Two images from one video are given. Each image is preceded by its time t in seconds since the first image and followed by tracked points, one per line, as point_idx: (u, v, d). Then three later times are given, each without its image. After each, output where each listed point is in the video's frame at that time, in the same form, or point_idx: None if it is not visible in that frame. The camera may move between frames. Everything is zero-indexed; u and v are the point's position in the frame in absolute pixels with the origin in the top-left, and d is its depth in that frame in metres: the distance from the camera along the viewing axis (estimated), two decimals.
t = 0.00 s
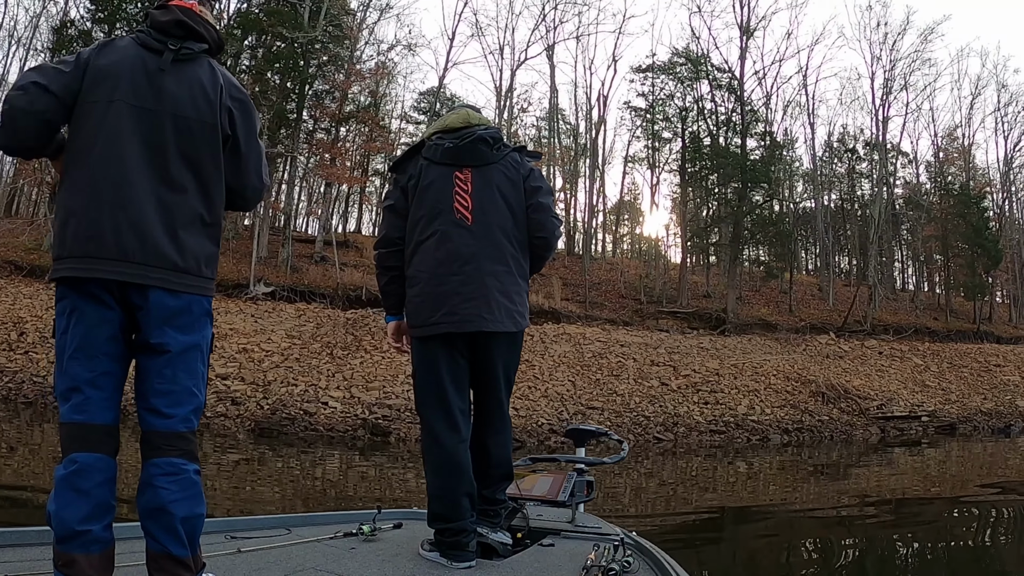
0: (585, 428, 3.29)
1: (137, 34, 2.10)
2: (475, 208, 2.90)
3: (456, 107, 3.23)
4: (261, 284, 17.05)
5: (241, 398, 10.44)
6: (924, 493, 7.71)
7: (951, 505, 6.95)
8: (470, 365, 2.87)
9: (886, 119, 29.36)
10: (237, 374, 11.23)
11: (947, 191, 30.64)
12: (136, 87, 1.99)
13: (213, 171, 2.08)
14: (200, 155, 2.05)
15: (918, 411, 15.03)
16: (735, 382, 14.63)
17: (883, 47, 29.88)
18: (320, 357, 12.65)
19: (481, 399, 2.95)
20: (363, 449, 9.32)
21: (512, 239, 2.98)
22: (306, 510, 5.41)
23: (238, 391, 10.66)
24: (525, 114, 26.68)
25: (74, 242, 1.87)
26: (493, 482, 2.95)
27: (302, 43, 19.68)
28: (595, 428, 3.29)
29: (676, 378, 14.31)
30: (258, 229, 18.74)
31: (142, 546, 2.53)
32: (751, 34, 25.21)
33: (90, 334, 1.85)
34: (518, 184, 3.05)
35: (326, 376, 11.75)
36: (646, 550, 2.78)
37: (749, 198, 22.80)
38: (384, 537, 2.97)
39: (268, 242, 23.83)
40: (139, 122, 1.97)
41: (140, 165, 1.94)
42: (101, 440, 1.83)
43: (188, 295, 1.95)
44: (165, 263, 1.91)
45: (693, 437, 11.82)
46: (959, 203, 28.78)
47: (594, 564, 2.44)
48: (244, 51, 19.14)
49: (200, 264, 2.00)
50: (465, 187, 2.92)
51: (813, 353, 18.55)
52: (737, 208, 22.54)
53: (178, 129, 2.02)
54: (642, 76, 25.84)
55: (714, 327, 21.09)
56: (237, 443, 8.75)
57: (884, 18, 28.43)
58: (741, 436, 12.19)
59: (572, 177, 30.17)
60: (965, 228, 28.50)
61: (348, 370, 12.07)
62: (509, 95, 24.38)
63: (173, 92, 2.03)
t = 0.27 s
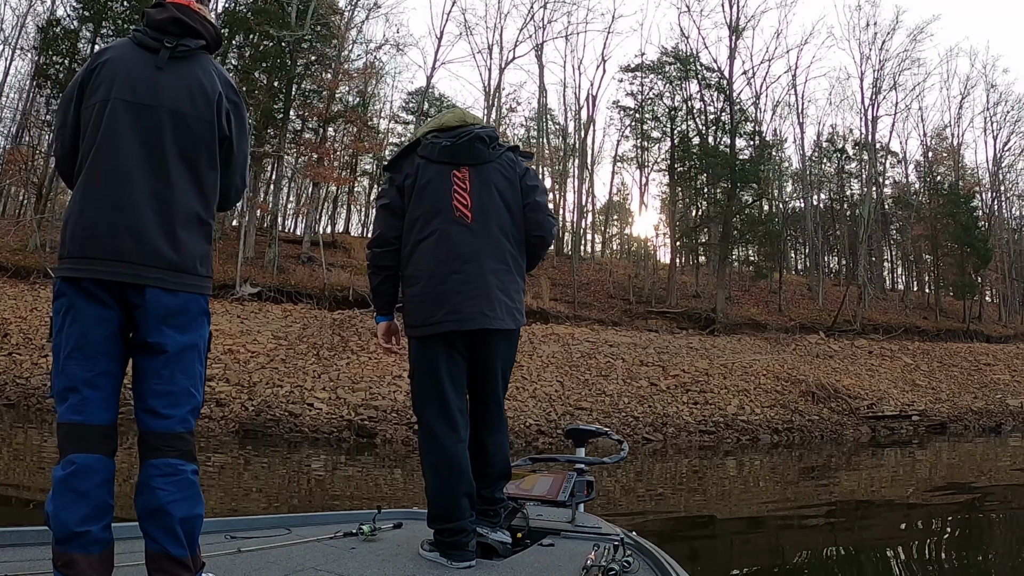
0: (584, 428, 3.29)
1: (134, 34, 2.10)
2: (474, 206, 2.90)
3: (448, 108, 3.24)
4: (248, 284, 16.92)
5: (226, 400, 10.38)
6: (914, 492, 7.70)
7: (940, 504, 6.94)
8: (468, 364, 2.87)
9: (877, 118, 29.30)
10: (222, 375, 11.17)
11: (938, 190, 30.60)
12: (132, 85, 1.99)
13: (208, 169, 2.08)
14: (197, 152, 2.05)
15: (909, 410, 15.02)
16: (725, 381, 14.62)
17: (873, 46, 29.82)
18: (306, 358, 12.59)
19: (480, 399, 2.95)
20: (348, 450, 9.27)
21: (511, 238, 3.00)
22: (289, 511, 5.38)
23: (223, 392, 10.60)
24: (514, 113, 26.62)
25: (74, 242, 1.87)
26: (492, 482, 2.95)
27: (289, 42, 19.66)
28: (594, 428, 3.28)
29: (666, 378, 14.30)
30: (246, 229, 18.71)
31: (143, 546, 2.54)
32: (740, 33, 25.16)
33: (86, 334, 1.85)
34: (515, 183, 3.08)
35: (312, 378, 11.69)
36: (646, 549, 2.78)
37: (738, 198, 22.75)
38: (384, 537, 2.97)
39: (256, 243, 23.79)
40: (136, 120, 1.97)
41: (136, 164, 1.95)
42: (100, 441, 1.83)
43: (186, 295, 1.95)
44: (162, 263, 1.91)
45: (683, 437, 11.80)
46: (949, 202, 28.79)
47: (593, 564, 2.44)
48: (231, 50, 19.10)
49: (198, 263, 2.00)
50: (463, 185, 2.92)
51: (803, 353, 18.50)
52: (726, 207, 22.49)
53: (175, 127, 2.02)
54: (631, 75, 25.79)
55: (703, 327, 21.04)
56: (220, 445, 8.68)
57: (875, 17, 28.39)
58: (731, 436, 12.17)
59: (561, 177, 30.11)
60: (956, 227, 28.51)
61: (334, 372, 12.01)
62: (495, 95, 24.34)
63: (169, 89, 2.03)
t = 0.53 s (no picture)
0: (585, 428, 3.30)
1: (137, 34, 2.10)
2: (473, 205, 2.90)
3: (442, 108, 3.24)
4: (233, 283, 16.66)
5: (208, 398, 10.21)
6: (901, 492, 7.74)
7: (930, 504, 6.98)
8: (466, 363, 2.87)
9: (866, 118, 29.38)
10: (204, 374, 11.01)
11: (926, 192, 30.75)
12: (134, 85, 1.99)
13: (212, 168, 2.07)
14: (201, 152, 2.05)
15: (898, 411, 15.07)
16: (714, 381, 14.64)
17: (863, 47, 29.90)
18: (291, 356, 12.41)
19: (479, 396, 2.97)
20: (331, 450, 9.15)
21: (509, 236, 3.01)
22: (270, 511, 5.32)
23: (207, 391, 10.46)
24: (502, 112, 26.54)
25: (76, 242, 1.87)
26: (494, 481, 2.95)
27: (276, 39, 19.57)
28: (595, 429, 3.29)
29: (653, 378, 14.31)
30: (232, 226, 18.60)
31: (142, 546, 2.53)
32: (730, 33, 25.19)
33: (89, 334, 1.86)
34: (512, 181, 3.08)
35: (297, 377, 11.53)
36: (645, 549, 2.79)
37: (727, 198, 22.79)
38: (383, 537, 2.96)
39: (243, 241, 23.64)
40: (139, 120, 1.97)
41: (139, 164, 1.94)
42: (101, 442, 1.82)
43: (189, 295, 1.94)
44: (164, 263, 1.90)
45: (672, 438, 11.80)
46: (938, 203, 28.97)
47: (593, 564, 2.45)
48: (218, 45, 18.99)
49: (201, 263, 1.99)
50: (461, 183, 2.92)
51: (792, 353, 18.53)
52: (715, 207, 22.51)
53: (179, 126, 2.02)
54: (621, 74, 25.77)
55: (692, 327, 21.04)
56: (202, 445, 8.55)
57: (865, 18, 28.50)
58: (719, 437, 12.20)
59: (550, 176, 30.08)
60: (945, 228, 28.66)
61: (319, 371, 11.86)
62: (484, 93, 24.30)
63: (173, 88, 2.03)
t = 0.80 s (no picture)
0: (589, 429, 3.29)
1: (152, 34, 2.10)
2: (477, 204, 2.90)
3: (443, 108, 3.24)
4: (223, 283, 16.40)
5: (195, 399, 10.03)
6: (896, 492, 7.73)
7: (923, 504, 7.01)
8: (472, 363, 2.87)
9: (860, 117, 29.31)
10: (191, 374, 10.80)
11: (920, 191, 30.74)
12: (151, 87, 1.99)
13: (226, 172, 2.09)
14: (215, 156, 2.06)
15: (891, 411, 15.08)
16: (706, 381, 14.62)
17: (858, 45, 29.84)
18: (281, 356, 12.17)
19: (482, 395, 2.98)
20: (320, 451, 9.02)
21: (514, 235, 3.01)
22: (254, 512, 5.25)
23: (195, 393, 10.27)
24: (494, 111, 26.48)
25: (91, 243, 1.87)
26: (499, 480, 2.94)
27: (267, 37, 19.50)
28: (598, 429, 3.28)
29: (646, 378, 14.29)
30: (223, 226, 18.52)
31: (146, 548, 2.53)
32: (723, 32, 25.16)
33: (97, 337, 1.86)
34: (516, 179, 3.08)
35: (286, 377, 11.27)
36: (649, 550, 2.78)
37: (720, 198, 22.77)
38: (387, 538, 2.96)
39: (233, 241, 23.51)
40: (155, 122, 1.97)
41: (155, 167, 1.95)
42: (107, 446, 1.82)
43: (199, 299, 1.95)
44: (178, 267, 1.91)
45: (666, 439, 11.77)
46: (931, 203, 29.02)
47: (597, 565, 2.45)
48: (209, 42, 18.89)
49: (213, 267, 2.00)
50: (465, 184, 2.92)
51: (784, 353, 18.51)
52: (708, 207, 22.49)
53: (194, 129, 2.03)
54: (614, 73, 25.70)
55: (684, 327, 20.99)
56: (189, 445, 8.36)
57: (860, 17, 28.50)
58: (712, 438, 12.17)
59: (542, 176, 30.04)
60: (939, 228, 28.68)
61: (308, 370, 11.63)
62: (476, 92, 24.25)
63: (188, 92, 2.04)
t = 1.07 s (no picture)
0: (590, 429, 3.29)
1: (162, 32, 2.10)
2: (481, 202, 2.90)
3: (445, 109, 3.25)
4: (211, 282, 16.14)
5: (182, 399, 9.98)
6: (889, 492, 7.73)
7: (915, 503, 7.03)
8: (476, 363, 2.86)
9: (853, 117, 29.27)
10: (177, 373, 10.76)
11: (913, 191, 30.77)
12: (160, 87, 1.99)
13: (233, 173, 2.09)
14: (222, 156, 2.06)
15: (884, 411, 15.09)
16: (699, 381, 14.62)
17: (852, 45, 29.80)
18: (269, 356, 12.16)
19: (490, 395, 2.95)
20: (306, 451, 8.94)
21: (518, 233, 3.00)
22: (238, 513, 5.19)
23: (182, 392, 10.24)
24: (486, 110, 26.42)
25: (97, 241, 1.87)
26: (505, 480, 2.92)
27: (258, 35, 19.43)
28: (600, 429, 3.28)
29: (638, 378, 14.29)
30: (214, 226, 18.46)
31: (148, 547, 2.54)
32: (716, 31, 25.13)
33: (100, 337, 1.86)
34: (519, 177, 3.07)
35: (274, 375, 11.27)
36: (650, 549, 2.78)
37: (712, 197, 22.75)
38: (389, 538, 2.96)
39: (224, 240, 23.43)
40: (163, 122, 1.97)
41: (163, 168, 1.95)
42: (108, 446, 1.82)
43: (203, 300, 1.95)
44: (184, 268, 1.92)
45: (659, 440, 11.75)
46: (924, 203, 29.04)
47: (598, 564, 2.44)
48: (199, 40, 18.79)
49: (219, 268, 2.01)
50: (469, 182, 2.92)
51: (777, 353, 18.50)
52: (700, 206, 22.47)
53: (201, 130, 2.03)
54: (606, 72, 25.66)
55: (677, 327, 20.94)
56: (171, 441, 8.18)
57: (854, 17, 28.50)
58: (704, 438, 12.15)
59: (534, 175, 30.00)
60: (932, 228, 28.72)
61: (297, 370, 11.59)
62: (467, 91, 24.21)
63: (196, 92, 2.04)
